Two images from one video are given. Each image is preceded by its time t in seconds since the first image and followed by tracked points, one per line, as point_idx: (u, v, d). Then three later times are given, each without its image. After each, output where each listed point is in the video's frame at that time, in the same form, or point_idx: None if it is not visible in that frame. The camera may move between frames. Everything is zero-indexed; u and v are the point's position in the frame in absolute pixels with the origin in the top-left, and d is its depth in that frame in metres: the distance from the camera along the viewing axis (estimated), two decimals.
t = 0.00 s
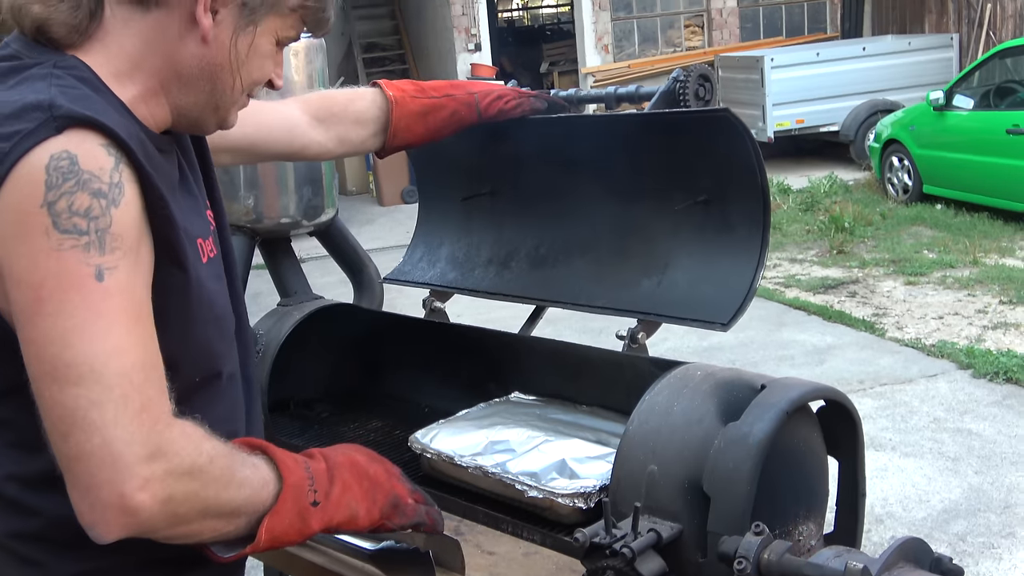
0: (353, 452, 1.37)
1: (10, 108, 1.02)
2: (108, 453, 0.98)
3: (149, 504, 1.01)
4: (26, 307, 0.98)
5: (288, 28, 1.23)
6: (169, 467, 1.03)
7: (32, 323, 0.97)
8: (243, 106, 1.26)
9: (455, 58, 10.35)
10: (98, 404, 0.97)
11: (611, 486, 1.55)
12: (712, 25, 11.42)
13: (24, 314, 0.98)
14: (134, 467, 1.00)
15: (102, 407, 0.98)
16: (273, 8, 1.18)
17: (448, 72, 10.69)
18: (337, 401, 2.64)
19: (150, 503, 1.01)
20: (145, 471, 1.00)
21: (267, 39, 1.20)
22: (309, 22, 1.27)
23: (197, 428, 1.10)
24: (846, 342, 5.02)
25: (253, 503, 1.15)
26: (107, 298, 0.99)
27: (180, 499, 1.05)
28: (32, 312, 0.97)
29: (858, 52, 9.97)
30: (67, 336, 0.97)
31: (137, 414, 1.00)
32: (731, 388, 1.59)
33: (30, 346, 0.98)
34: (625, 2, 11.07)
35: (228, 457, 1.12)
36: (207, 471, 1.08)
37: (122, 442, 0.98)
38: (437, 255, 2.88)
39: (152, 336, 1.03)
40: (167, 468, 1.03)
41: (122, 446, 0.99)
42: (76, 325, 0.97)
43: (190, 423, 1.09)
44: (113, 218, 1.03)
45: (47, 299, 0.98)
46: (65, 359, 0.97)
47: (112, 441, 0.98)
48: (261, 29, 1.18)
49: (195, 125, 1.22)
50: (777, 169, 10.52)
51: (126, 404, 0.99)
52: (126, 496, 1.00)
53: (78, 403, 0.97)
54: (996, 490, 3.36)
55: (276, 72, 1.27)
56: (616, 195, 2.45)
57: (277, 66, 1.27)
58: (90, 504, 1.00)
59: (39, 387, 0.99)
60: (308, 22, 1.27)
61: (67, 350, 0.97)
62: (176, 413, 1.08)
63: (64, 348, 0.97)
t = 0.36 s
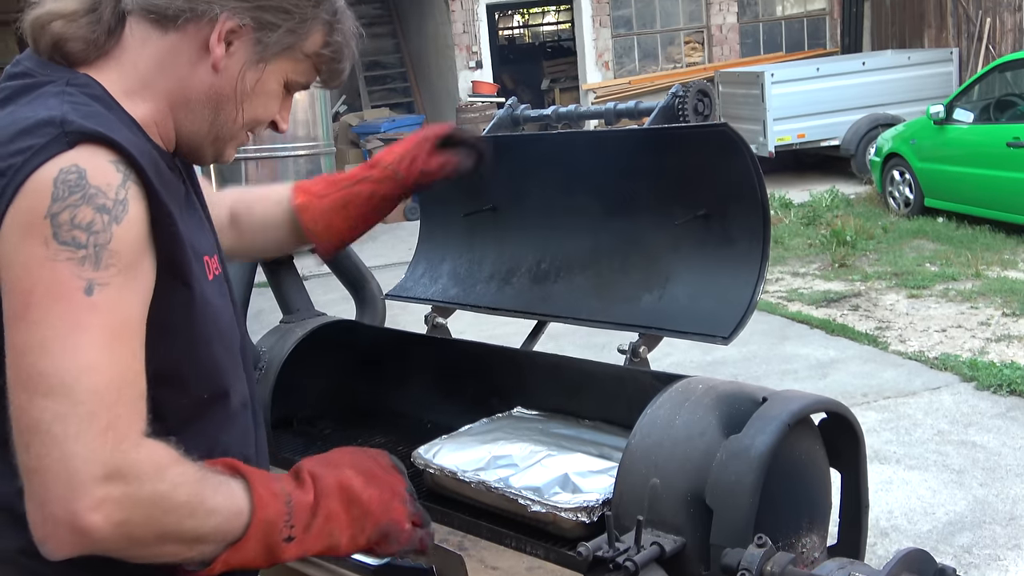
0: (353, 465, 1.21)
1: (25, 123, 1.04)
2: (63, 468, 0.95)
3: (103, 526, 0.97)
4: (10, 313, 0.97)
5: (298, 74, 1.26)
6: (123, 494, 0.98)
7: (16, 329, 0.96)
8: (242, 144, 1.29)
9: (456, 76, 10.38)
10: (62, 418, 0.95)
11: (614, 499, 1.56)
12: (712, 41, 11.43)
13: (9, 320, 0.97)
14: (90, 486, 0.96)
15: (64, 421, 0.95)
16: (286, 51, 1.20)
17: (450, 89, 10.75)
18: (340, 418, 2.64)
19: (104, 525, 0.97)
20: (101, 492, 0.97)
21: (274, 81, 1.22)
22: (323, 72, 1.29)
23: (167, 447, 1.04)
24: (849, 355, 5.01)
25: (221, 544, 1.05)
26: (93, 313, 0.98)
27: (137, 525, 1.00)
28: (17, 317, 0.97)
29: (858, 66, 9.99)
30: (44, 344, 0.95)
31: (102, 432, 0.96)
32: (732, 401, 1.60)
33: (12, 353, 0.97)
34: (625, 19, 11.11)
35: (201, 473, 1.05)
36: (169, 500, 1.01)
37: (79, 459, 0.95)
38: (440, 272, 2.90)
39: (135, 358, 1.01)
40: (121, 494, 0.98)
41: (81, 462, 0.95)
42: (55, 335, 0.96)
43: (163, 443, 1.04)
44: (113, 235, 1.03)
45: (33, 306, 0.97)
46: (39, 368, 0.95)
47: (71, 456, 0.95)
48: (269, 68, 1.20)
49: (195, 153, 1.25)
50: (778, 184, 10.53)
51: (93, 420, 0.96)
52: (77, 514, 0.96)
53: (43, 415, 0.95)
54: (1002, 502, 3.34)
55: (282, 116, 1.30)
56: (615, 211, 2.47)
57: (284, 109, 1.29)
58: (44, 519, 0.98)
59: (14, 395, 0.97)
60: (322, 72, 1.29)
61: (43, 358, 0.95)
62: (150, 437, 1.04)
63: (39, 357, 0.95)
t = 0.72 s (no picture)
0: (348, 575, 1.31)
1: (37, 138, 1.07)
2: (33, 467, 0.98)
3: (64, 528, 1.00)
4: None
5: (296, 101, 1.28)
6: (90, 503, 1.00)
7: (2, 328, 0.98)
8: (241, 171, 1.30)
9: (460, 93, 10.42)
10: (35, 420, 0.97)
11: (617, 514, 1.57)
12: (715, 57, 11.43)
13: None
14: (58, 489, 0.99)
15: (38, 422, 0.97)
16: (282, 77, 1.24)
17: (453, 106, 10.80)
18: (347, 434, 2.66)
19: (67, 528, 1.00)
20: (68, 497, 0.99)
21: (271, 106, 1.24)
22: (320, 100, 1.32)
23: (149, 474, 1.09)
24: (855, 369, 5.02)
25: (189, 562, 1.10)
26: (80, 320, 1.00)
27: (100, 535, 1.02)
28: (4, 318, 0.98)
29: (860, 80, 10.01)
30: (27, 347, 0.97)
31: (75, 437, 0.99)
32: (735, 417, 1.60)
33: None
34: (628, 36, 11.14)
35: (176, 500, 1.10)
36: (136, 522, 1.04)
37: (49, 461, 0.98)
38: (444, 288, 2.92)
39: (120, 367, 1.03)
40: (89, 503, 1.00)
41: (51, 465, 0.98)
42: (39, 336, 0.98)
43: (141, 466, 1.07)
44: (110, 246, 1.04)
45: (22, 308, 0.98)
46: (20, 367, 0.97)
47: (42, 456, 0.98)
48: (265, 93, 1.23)
49: (194, 179, 1.27)
50: (782, 198, 10.54)
51: (67, 424, 0.98)
52: (41, 515, 0.99)
53: (18, 415, 0.97)
54: (1008, 517, 3.34)
55: (282, 146, 1.31)
56: (618, 226, 2.49)
57: (284, 139, 1.31)
58: (12, 518, 1.00)
59: None
60: (319, 101, 1.33)
61: (26, 359, 0.97)
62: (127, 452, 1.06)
63: (22, 357, 0.97)
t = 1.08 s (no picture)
0: None
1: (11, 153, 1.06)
2: (39, 503, 0.98)
3: (73, 559, 1.00)
4: None
5: (283, 105, 1.29)
6: (95, 532, 1.00)
7: None
8: (235, 178, 1.30)
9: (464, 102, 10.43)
10: (37, 456, 0.97)
11: (619, 525, 1.56)
12: (718, 68, 11.44)
13: None
14: (63, 522, 0.99)
15: (39, 457, 0.97)
16: (267, 81, 1.24)
17: (457, 115, 10.82)
18: (349, 443, 2.66)
19: (76, 559, 1.00)
20: (74, 528, 0.99)
21: (258, 112, 1.25)
22: (309, 103, 1.33)
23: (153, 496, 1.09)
24: (858, 380, 5.00)
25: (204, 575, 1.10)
26: (70, 350, 1.00)
27: (107, 565, 1.02)
28: None
29: (864, 91, 10.01)
30: (20, 383, 0.97)
31: (78, 469, 0.99)
32: (738, 427, 1.60)
33: None
34: (632, 46, 11.15)
35: (183, 522, 1.10)
36: (138, 551, 1.04)
37: (53, 495, 0.98)
38: (446, 297, 2.92)
39: (115, 392, 1.03)
40: (94, 534, 1.00)
41: (55, 499, 0.98)
42: (30, 369, 0.98)
43: (144, 491, 1.07)
44: (91, 271, 1.04)
45: (10, 342, 0.98)
46: (16, 403, 0.97)
47: (44, 490, 0.98)
48: (252, 99, 1.23)
49: (184, 189, 1.27)
50: (785, 209, 10.54)
51: (67, 456, 0.98)
52: (50, 548, 0.99)
53: (19, 452, 0.97)
54: (1012, 529, 3.32)
55: (273, 149, 1.33)
56: (622, 236, 2.49)
57: (274, 143, 1.32)
58: (17, 550, 1.00)
59: None
60: (307, 104, 1.33)
61: (21, 396, 0.97)
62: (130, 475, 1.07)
63: (15, 392, 0.97)
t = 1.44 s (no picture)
0: None
1: (43, 161, 1.06)
2: (50, 519, 1.00)
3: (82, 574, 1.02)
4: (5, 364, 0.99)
5: (303, 115, 1.30)
6: (104, 548, 1.03)
7: (11, 376, 0.98)
8: (253, 189, 1.31)
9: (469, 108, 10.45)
10: (52, 471, 0.99)
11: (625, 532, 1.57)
12: (723, 76, 11.45)
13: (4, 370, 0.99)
14: (74, 537, 1.01)
15: (54, 473, 0.98)
16: (289, 93, 1.25)
17: (462, 121, 10.84)
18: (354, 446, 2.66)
19: (83, 574, 1.02)
20: (85, 544, 1.01)
21: (279, 123, 1.26)
22: (327, 113, 1.34)
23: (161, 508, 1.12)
24: (862, 389, 4.99)
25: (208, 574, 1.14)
26: (88, 366, 1.01)
27: None
28: (12, 365, 0.98)
29: (869, 100, 10.01)
30: (40, 398, 0.98)
31: (90, 485, 1.00)
32: (745, 436, 1.61)
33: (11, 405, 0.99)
34: (637, 54, 11.15)
35: (189, 530, 1.13)
36: (145, 565, 1.07)
37: (66, 511, 0.99)
38: (453, 303, 2.92)
39: (131, 408, 1.04)
40: (104, 549, 1.03)
41: (68, 515, 1.00)
42: (51, 387, 0.98)
43: (153, 503, 1.10)
44: (115, 287, 1.05)
45: (31, 357, 0.99)
46: (34, 419, 0.98)
47: (57, 507, 0.99)
48: (272, 110, 1.24)
49: (205, 199, 1.28)
50: (789, 218, 10.54)
51: (81, 473, 1.00)
52: (59, 564, 1.01)
53: (33, 467, 0.98)
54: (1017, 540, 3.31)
55: (289, 159, 1.33)
56: (628, 243, 2.49)
57: (291, 154, 1.32)
58: (26, 562, 1.02)
59: (8, 443, 1.00)
60: (325, 113, 1.34)
61: (38, 411, 0.98)
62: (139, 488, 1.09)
63: (35, 408, 0.98)
